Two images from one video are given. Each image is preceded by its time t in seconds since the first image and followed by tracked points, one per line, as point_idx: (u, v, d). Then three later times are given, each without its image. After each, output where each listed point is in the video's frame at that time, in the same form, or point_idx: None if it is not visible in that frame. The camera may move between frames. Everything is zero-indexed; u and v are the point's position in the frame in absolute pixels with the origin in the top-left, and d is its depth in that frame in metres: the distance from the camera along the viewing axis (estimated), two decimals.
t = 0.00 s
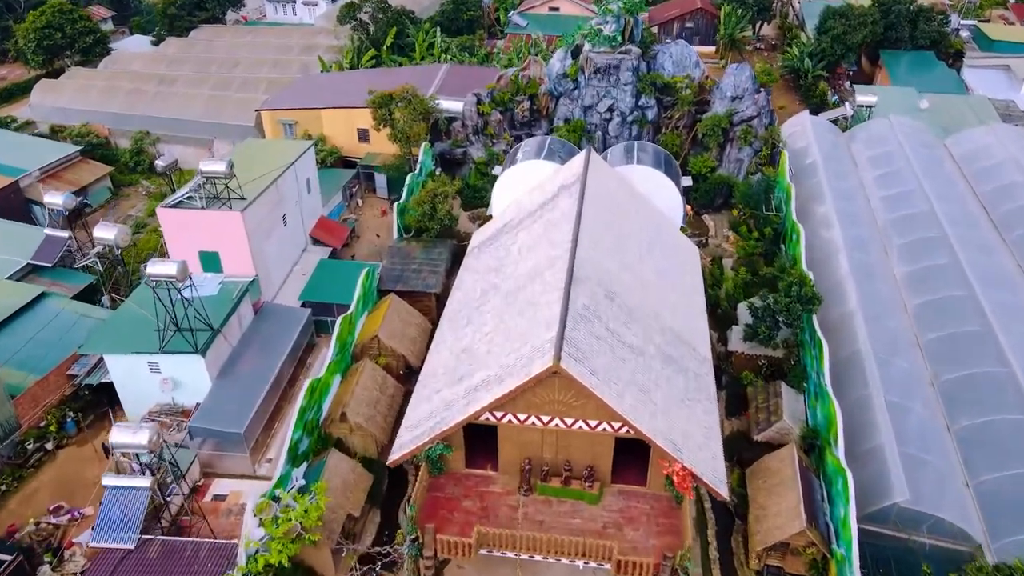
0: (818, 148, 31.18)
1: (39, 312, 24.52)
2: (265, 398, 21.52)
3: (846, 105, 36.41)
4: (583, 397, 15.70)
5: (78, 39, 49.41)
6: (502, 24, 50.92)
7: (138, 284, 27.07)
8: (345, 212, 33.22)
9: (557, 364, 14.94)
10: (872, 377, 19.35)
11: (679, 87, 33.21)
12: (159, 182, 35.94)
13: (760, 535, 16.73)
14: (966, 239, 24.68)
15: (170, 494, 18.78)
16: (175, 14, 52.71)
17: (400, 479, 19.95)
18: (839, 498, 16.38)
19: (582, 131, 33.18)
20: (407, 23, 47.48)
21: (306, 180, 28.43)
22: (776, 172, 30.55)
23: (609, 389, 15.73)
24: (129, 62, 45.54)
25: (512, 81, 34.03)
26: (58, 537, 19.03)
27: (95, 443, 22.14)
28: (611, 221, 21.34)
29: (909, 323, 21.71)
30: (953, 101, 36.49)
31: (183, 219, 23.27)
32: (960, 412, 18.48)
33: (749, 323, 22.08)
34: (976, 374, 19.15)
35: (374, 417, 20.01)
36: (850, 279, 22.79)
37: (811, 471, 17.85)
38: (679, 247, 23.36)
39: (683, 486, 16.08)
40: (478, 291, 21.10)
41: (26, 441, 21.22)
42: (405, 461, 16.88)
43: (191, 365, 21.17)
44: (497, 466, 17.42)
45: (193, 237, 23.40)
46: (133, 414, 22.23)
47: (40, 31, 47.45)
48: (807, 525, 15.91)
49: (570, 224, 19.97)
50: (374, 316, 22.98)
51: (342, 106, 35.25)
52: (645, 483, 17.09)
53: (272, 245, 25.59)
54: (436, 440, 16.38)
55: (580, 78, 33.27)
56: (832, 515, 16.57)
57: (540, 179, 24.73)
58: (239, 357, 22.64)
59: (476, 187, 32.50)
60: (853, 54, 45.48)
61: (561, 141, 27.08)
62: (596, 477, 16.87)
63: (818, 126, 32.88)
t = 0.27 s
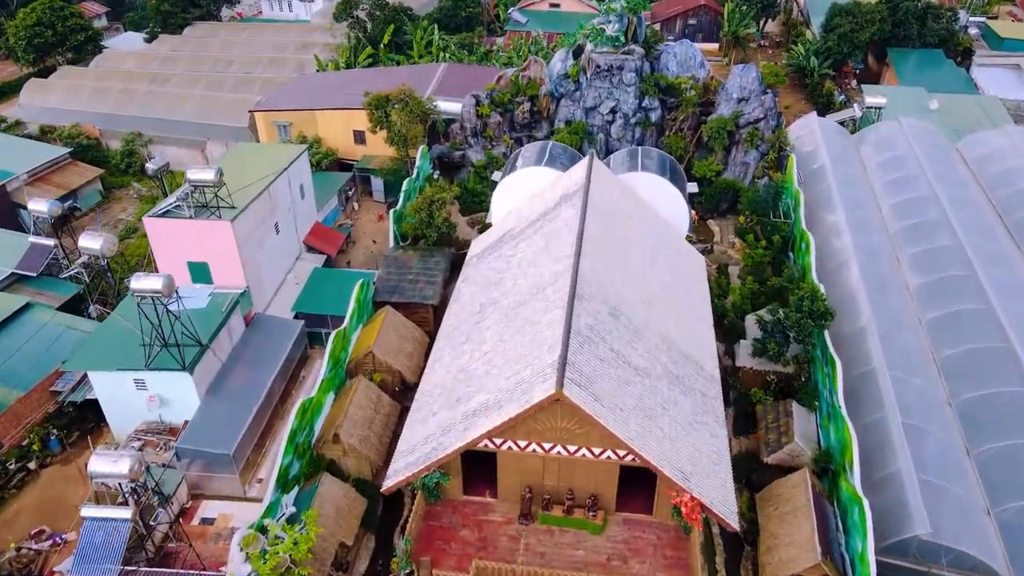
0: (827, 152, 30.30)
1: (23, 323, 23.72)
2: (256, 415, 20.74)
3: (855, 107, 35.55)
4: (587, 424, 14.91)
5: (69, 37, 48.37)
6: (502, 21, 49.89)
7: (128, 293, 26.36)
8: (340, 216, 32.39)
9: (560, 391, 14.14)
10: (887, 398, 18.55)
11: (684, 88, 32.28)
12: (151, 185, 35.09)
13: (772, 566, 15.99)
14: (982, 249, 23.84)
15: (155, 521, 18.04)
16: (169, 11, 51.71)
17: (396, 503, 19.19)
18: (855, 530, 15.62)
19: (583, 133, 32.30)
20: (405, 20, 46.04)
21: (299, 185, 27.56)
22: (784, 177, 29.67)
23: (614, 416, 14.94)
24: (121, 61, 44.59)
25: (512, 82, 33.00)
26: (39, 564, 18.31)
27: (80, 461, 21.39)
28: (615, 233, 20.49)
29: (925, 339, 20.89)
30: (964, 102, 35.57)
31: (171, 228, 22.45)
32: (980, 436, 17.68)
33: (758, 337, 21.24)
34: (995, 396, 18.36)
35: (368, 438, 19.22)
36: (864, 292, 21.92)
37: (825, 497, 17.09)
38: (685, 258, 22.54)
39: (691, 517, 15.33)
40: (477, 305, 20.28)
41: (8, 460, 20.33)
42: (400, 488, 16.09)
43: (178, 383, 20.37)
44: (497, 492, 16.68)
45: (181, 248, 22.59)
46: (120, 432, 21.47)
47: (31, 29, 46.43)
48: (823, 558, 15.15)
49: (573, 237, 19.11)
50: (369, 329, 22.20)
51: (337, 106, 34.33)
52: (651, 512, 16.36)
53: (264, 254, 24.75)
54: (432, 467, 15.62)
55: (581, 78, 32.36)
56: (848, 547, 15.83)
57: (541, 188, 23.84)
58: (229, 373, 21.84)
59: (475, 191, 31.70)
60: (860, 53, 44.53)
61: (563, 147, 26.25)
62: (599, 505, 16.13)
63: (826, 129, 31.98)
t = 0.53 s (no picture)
0: (836, 156, 29.45)
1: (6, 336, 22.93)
2: (246, 435, 19.99)
3: (864, 108, 34.71)
4: (591, 454, 14.13)
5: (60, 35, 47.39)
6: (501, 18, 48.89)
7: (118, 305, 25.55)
8: (335, 221, 31.55)
9: (563, 422, 13.35)
10: (903, 420, 17.80)
11: (688, 90, 31.41)
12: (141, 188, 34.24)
13: None
14: (1000, 258, 22.99)
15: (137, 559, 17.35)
16: (162, 7, 50.72)
17: (391, 528, 18.44)
18: (872, 565, 14.88)
19: (585, 136, 31.37)
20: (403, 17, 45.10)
21: (293, 192, 26.70)
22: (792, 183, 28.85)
23: (619, 446, 14.16)
24: (112, 60, 43.66)
25: (511, 83, 32.16)
26: None
27: (64, 481, 20.61)
28: (619, 246, 19.66)
29: (941, 356, 20.10)
30: (975, 103, 34.68)
31: (157, 239, 21.64)
32: (1002, 461, 16.90)
33: (768, 354, 20.46)
34: (1017, 418, 17.58)
35: (362, 460, 18.46)
36: (877, 306, 21.14)
37: (839, 526, 16.36)
38: (692, 270, 21.73)
39: (700, 551, 14.59)
40: (475, 321, 19.48)
41: None
42: (395, 519, 15.34)
43: (163, 403, 19.58)
44: (496, 522, 15.93)
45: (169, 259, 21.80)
46: (104, 451, 20.70)
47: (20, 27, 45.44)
48: None
49: (575, 252, 18.30)
50: (364, 343, 21.42)
51: (332, 108, 33.44)
52: (658, 543, 15.61)
53: (256, 265, 23.94)
54: (428, 498, 14.86)
55: (583, 79, 31.52)
56: None
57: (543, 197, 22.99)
58: (218, 390, 21.06)
59: (474, 196, 30.86)
60: (867, 52, 43.61)
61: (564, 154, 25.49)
62: (604, 537, 15.38)
63: (835, 132, 31.13)
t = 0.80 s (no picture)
0: (846, 161, 28.57)
1: None
2: (235, 457, 19.21)
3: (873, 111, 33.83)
4: (595, 490, 13.31)
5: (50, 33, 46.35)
6: (500, 15, 47.88)
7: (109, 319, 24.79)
8: (330, 227, 30.68)
9: (565, 458, 12.54)
10: (921, 445, 17.01)
11: (693, 92, 30.51)
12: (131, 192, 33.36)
13: None
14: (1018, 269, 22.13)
15: None
16: (155, 4, 49.72)
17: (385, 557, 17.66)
18: None
19: (586, 139, 30.53)
20: (400, 14, 44.55)
21: (285, 199, 25.84)
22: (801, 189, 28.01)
23: (623, 481, 13.37)
24: (103, 59, 42.71)
25: (510, 85, 31.40)
26: None
27: (46, 502, 19.82)
28: (623, 261, 18.80)
29: (959, 375, 19.28)
30: (987, 104, 33.79)
31: (143, 252, 20.84)
32: None
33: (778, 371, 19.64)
34: None
35: (355, 486, 17.68)
36: (892, 322, 20.33)
37: (855, 559, 15.60)
38: (698, 284, 20.90)
39: None
40: (473, 339, 18.65)
41: None
42: (388, 553, 14.56)
43: (148, 424, 18.79)
44: (494, 555, 15.15)
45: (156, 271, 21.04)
46: (88, 472, 19.90)
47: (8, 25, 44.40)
48: None
49: (577, 268, 17.48)
50: (358, 360, 20.62)
51: (327, 110, 32.55)
52: None
53: (246, 276, 23.11)
54: (422, 533, 14.07)
55: (584, 81, 30.62)
56: None
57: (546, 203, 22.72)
58: (206, 409, 20.26)
59: (473, 201, 29.97)
60: (874, 50, 42.68)
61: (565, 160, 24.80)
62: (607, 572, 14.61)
63: (845, 136, 30.24)
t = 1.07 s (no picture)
0: (855, 168, 27.73)
1: None
2: (224, 482, 18.47)
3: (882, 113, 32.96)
4: (598, 531, 12.54)
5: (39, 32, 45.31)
6: (499, 12, 46.83)
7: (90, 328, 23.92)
8: (325, 234, 29.85)
9: (566, 499, 11.79)
10: (939, 474, 16.27)
11: (698, 94, 29.59)
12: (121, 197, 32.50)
13: None
14: None
15: None
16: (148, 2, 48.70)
17: None
18: None
19: (588, 143, 29.74)
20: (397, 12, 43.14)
21: (277, 207, 25.00)
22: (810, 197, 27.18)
23: (629, 521, 12.62)
24: (94, 59, 41.75)
25: (509, 86, 30.50)
26: None
27: (27, 526, 19.05)
28: (628, 277, 17.99)
29: (977, 395, 18.50)
30: (999, 106, 32.91)
31: (127, 265, 20.03)
32: None
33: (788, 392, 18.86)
34: None
35: (348, 514, 16.92)
36: (906, 341, 19.56)
37: None
38: (705, 299, 20.09)
39: None
40: (470, 359, 17.85)
41: None
42: None
43: (131, 448, 18.00)
44: None
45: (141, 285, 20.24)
46: (71, 495, 19.13)
47: None
48: None
49: (579, 288, 16.68)
50: (352, 378, 19.86)
51: (321, 112, 31.65)
52: None
53: (236, 290, 22.30)
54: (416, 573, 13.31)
55: (586, 83, 29.71)
56: None
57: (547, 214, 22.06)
58: (194, 430, 19.50)
59: (471, 207, 29.14)
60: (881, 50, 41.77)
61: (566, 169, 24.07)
62: None
63: (854, 141, 29.39)
